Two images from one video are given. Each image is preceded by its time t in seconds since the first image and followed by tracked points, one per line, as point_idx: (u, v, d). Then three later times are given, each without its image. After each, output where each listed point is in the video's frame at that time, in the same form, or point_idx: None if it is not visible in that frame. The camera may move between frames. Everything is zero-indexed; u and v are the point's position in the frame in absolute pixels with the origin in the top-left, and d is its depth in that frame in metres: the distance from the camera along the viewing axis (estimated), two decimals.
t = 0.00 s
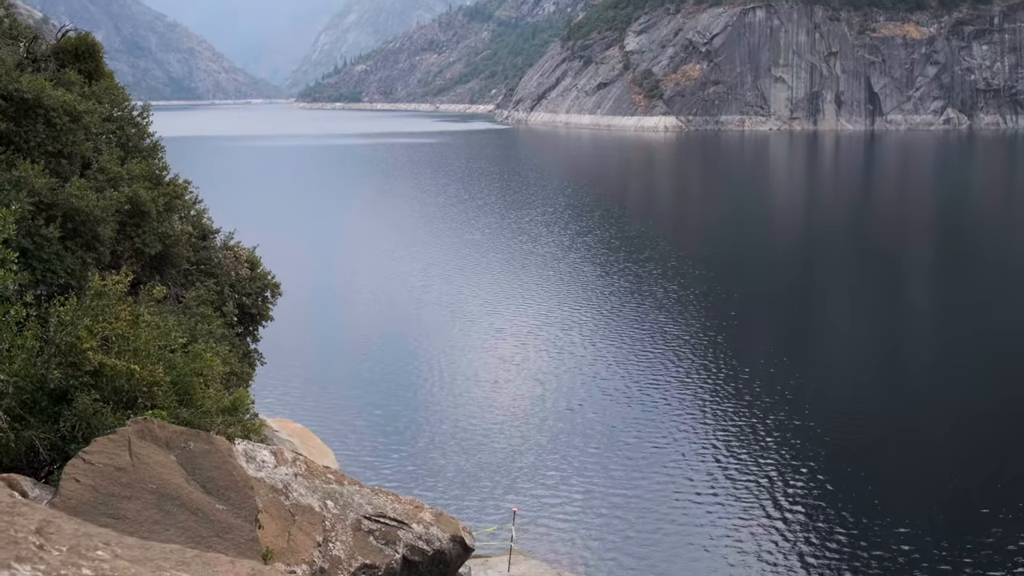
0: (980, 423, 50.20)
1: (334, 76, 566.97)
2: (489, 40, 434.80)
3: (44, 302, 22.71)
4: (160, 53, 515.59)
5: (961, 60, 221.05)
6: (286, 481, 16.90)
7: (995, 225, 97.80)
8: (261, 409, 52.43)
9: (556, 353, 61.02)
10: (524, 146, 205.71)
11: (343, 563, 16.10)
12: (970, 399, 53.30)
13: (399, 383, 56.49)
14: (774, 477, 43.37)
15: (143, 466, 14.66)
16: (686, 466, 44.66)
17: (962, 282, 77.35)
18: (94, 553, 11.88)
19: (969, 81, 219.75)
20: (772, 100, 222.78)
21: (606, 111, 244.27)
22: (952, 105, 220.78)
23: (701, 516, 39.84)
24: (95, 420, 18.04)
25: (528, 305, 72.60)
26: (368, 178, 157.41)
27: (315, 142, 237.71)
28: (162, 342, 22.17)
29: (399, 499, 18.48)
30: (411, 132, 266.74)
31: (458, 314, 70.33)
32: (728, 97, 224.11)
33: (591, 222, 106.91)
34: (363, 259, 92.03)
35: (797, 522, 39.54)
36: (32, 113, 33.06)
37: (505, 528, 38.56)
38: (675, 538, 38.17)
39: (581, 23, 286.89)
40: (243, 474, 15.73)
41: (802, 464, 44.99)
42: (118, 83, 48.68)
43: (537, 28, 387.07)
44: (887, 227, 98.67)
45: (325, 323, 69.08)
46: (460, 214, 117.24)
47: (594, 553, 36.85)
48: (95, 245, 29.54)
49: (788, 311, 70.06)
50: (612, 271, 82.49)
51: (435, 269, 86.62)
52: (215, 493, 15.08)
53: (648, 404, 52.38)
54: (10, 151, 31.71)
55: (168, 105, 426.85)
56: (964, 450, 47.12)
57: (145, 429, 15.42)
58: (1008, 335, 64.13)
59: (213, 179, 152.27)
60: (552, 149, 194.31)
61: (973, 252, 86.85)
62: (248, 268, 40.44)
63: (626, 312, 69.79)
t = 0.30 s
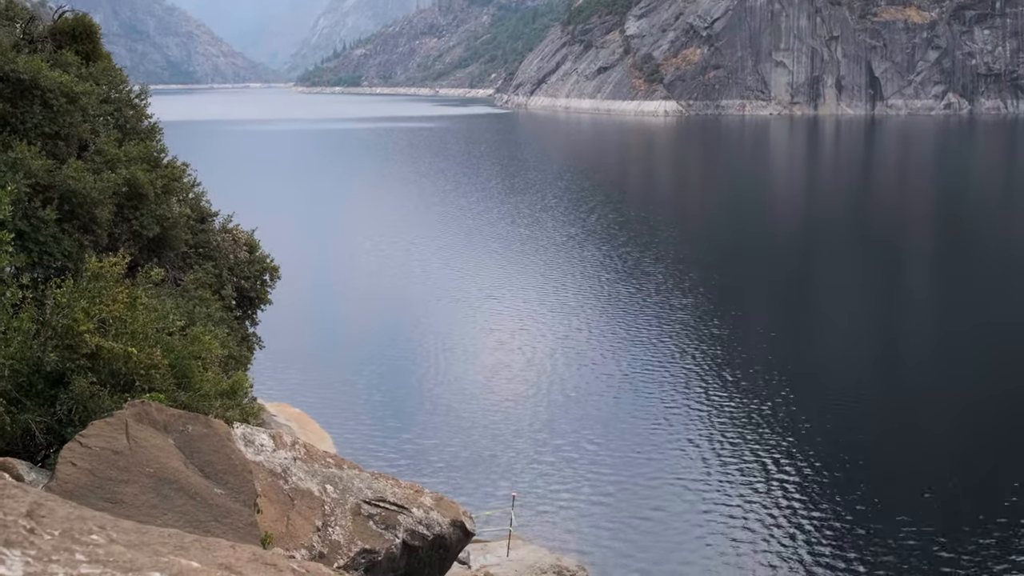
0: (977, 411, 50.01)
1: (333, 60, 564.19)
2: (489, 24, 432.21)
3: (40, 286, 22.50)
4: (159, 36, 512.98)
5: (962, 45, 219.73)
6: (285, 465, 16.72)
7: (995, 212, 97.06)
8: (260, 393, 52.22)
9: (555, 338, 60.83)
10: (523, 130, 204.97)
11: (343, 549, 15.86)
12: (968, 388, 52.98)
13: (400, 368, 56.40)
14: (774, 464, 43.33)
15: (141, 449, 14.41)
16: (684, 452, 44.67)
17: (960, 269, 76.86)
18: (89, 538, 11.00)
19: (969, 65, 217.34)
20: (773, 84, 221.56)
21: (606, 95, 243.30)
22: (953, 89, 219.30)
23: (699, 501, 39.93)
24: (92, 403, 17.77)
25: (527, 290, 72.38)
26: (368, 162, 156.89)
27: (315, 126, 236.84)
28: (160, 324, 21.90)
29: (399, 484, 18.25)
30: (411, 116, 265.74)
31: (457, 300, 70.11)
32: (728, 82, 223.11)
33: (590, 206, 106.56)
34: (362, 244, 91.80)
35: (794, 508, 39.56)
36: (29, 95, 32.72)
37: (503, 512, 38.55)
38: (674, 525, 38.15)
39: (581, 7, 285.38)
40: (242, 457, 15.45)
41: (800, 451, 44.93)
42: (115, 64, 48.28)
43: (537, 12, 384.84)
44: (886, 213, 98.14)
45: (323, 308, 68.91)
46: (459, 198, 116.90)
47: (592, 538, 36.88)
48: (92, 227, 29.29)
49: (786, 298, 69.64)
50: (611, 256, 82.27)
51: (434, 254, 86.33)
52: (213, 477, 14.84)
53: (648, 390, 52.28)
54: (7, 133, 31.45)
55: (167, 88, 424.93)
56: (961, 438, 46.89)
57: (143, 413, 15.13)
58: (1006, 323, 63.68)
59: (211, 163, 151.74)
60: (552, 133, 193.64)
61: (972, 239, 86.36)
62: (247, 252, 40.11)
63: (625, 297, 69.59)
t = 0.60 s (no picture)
0: (977, 397, 49.79)
1: (333, 45, 562.09)
2: (489, 9, 429.80)
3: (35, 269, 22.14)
4: (158, 20, 511.67)
5: (962, 30, 218.00)
6: (283, 451, 16.20)
7: (995, 198, 96.55)
8: (259, 378, 52.12)
9: (555, 324, 60.63)
10: (523, 115, 204.28)
11: (341, 535, 15.40)
12: (967, 375, 52.67)
13: (399, 353, 56.28)
14: (775, 452, 43.07)
15: (137, 435, 13.69)
16: (685, 438, 44.44)
17: (960, 255, 76.36)
18: (76, 533, 10.55)
19: (969, 51, 215.36)
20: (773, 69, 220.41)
21: (605, 80, 242.59)
22: (953, 75, 217.27)
23: (700, 488, 39.80)
24: (88, 389, 17.55)
25: (526, 275, 72.17)
26: (366, 147, 156.47)
27: (314, 110, 236.30)
28: (157, 309, 21.64)
29: (399, 469, 17.69)
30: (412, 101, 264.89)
31: (456, 285, 69.80)
32: (728, 67, 222.51)
33: (589, 191, 106.31)
34: (361, 228, 91.63)
35: (791, 494, 39.43)
36: (25, 77, 32.30)
37: (503, 498, 38.46)
38: (677, 512, 37.92)
39: None
40: (241, 442, 14.81)
41: (799, 438, 44.72)
42: (112, 46, 47.79)
43: None
44: (885, 199, 97.68)
45: (322, 293, 68.75)
46: (459, 183, 116.71)
47: (591, 524, 36.81)
48: (89, 212, 29.05)
49: (785, 284, 69.35)
50: (611, 241, 82.11)
51: (433, 238, 86.12)
52: (211, 463, 14.18)
53: (648, 376, 52.01)
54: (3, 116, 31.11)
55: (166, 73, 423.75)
56: (961, 426, 46.63)
57: (139, 399, 14.36)
58: (1006, 310, 63.28)
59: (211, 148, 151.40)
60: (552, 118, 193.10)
61: (971, 225, 85.88)
62: (245, 236, 39.72)
63: (625, 282, 69.46)
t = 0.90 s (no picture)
0: (974, 381, 49.76)
1: (332, 27, 559.65)
2: None
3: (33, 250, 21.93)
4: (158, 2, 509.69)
5: (964, 13, 215.93)
6: (280, 433, 16.00)
7: (995, 182, 96.10)
8: (257, 361, 51.94)
9: (555, 307, 60.49)
10: (523, 97, 203.62)
11: (338, 517, 15.24)
12: (965, 360, 52.49)
13: (397, 336, 56.11)
14: (775, 436, 42.98)
15: (132, 417, 13.56)
16: (684, 422, 44.42)
17: (958, 239, 76.07)
18: (33, 518, 9.07)
19: (970, 34, 212.77)
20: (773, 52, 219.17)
21: (605, 62, 241.66)
22: (953, 57, 213.89)
23: (700, 471, 39.78)
24: (82, 370, 17.35)
25: (526, 258, 71.99)
26: (366, 129, 156.22)
27: (314, 93, 235.79)
28: (152, 290, 21.38)
29: (395, 452, 17.57)
30: (412, 84, 264.21)
31: (456, 268, 69.56)
32: (728, 49, 221.50)
33: (590, 174, 106.00)
34: (361, 211, 91.46)
35: (790, 477, 39.39)
36: (19, 58, 31.88)
37: (505, 481, 38.40)
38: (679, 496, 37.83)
39: None
40: (235, 424, 14.70)
41: (798, 422, 44.60)
42: (108, 27, 47.18)
43: None
44: (885, 182, 97.36)
45: (321, 277, 68.65)
46: (459, 166, 116.46)
47: (591, 508, 36.71)
48: (85, 193, 28.68)
49: (785, 268, 69.22)
50: (611, 224, 81.88)
51: (433, 221, 85.94)
52: (204, 445, 14.04)
53: (648, 360, 51.87)
54: None
55: (166, 56, 422.72)
56: (958, 411, 46.52)
57: (131, 381, 14.28)
58: (1005, 294, 63.06)
59: (210, 131, 151.18)
60: (552, 101, 192.59)
61: (972, 209, 85.46)
62: (243, 217, 39.15)
63: (625, 266, 69.29)
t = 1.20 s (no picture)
0: (974, 361, 49.72)
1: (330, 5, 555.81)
2: None
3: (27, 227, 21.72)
4: None
5: None
6: (275, 412, 15.91)
7: (996, 161, 95.80)
8: (254, 340, 51.80)
9: (554, 286, 60.27)
10: (522, 76, 202.46)
11: (335, 495, 15.15)
12: (965, 339, 52.38)
13: (396, 314, 56.06)
14: (773, 415, 43.05)
15: (125, 395, 13.42)
16: (682, 401, 44.39)
17: (958, 218, 75.78)
18: None
19: (971, 12, 211.85)
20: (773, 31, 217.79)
21: (605, 41, 240.14)
22: (955, 37, 213.44)
23: (699, 450, 39.78)
24: (75, 347, 17.19)
25: (525, 237, 71.71)
26: (364, 108, 155.43)
27: (312, 71, 234.52)
28: (145, 266, 21.15)
29: (393, 430, 17.36)
30: (410, 62, 262.68)
31: (455, 247, 69.24)
32: (728, 28, 220.12)
33: (589, 153, 105.53)
34: (359, 190, 91.07)
35: (788, 457, 39.40)
36: (13, 32, 31.06)
37: (504, 460, 38.37)
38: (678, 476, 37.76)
39: None
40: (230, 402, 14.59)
41: (797, 402, 44.54)
42: None
43: None
44: (885, 160, 97.12)
45: (319, 255, 68.37)
46: (457, 144, 115.99)
47: (591, 487, 36.69)
48: (79, 169, 28.25)
49: (785, 247, 69.01)
50: (610, 203, 81.55)
51: (432, 200, 85.67)
52: (198, 423, 13.88)
53: (647, 339, 51.72)
54: None
55: (162, 34, 419.82)
56: (958, 391, 46.46)
57: (125, 358, 14.12)
58: (1005, 273, 62.88)
59: (206, 108, 150.37)
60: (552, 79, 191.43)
61: (972, 188, 85.19)
62: (240, 194, 38.53)
63: (624, 245, 69.04)
